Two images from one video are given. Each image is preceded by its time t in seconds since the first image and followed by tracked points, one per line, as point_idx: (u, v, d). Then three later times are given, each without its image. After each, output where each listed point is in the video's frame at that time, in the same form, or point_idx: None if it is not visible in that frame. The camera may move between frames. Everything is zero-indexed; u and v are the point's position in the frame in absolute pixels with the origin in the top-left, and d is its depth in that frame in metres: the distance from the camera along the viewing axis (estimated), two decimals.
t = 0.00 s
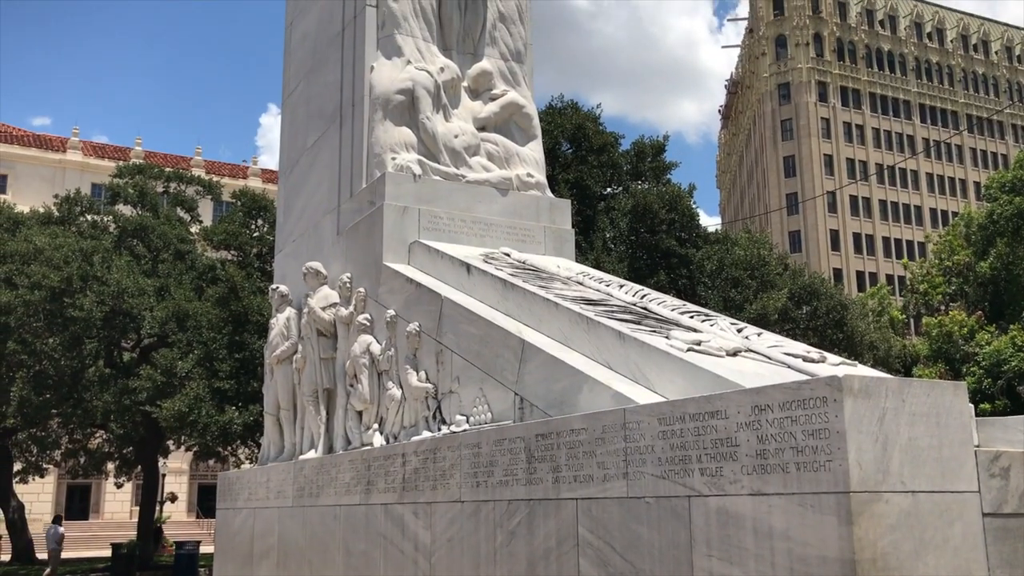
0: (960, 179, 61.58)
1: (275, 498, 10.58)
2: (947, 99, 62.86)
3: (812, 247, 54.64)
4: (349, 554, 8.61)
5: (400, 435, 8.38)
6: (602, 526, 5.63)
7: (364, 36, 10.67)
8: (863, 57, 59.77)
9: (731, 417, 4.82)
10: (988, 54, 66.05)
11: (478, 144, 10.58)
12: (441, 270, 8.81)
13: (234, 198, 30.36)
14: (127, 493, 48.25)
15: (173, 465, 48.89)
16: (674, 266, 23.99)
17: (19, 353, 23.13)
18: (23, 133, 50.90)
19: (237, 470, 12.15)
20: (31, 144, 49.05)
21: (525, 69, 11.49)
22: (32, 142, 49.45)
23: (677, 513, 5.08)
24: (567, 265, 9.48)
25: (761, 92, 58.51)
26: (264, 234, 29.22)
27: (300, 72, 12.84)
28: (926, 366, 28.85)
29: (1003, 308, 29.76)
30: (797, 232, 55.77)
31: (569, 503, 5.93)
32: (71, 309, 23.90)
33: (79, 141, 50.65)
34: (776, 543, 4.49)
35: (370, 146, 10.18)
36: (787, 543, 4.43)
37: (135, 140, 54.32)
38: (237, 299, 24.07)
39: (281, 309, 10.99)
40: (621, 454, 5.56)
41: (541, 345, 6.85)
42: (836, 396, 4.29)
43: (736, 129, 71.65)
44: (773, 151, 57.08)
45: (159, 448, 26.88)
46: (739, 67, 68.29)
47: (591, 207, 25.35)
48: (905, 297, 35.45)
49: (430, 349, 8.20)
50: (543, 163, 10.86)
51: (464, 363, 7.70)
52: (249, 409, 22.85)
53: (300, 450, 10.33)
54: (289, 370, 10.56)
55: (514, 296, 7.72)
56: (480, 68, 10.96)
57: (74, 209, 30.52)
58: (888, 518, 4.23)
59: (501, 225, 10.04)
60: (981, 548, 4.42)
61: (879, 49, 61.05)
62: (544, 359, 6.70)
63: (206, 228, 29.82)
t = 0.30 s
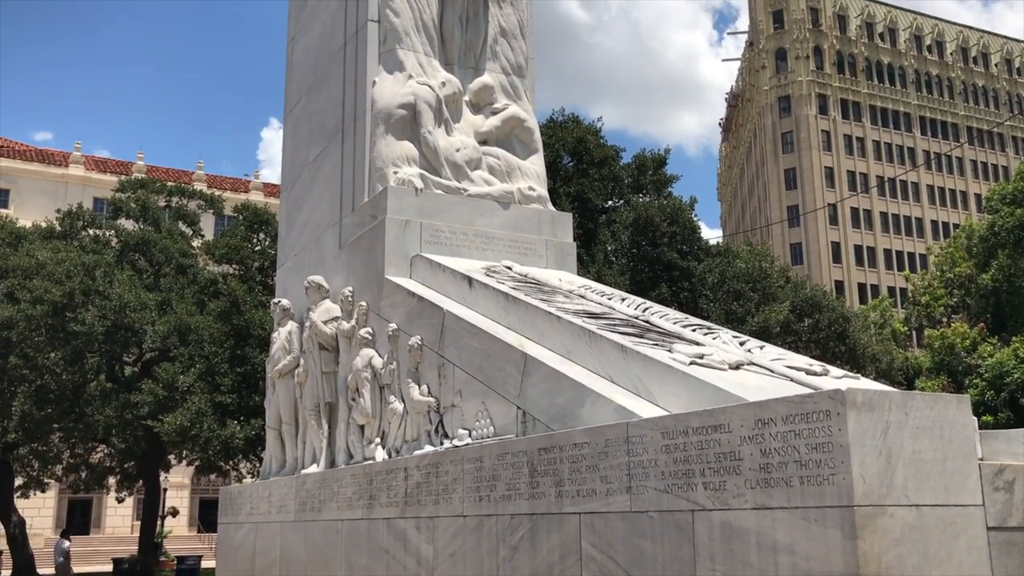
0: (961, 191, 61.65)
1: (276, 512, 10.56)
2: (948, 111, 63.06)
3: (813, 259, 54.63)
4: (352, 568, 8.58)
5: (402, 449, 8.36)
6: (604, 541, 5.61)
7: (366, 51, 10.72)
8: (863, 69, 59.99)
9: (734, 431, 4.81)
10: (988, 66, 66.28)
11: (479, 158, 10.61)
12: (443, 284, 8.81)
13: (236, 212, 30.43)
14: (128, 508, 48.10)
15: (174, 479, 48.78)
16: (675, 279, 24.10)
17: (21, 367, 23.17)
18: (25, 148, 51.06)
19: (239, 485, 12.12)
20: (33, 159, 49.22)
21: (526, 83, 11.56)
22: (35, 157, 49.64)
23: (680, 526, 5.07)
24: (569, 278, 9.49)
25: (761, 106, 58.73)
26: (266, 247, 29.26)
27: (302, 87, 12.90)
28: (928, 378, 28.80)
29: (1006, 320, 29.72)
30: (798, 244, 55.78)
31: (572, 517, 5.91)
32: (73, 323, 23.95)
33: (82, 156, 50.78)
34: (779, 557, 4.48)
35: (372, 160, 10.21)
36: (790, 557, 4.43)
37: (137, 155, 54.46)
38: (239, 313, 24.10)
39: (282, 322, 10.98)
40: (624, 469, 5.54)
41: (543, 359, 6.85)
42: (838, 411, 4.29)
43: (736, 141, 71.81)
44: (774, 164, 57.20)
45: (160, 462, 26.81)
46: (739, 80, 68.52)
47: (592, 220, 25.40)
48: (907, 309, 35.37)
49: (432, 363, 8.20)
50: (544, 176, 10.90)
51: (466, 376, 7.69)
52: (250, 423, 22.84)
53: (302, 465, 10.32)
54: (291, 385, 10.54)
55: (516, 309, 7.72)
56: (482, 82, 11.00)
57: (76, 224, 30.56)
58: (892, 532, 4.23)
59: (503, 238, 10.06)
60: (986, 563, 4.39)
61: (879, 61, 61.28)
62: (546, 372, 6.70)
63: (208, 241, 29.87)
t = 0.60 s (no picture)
0: (963, 203, 61.69)
1: (280, 527, 10.55)
2: (950, 123, 63.16)
3: (816, 272, 54.62)
4: None
5: (406, 463, 8.35)
6: (609, 555, 5.59)
7: (369, 66, 10.77)
8: (865, 82, 60.13)
9: (739, 445, 4.80)
10: (990, 78, 66.46)
11: (482, 172, 10.64)
12: (446, 297, 8.83)
13: (239, 226, 30.52)
14: (131, 522, 48.08)
15: (178, 493, 48.75)
16: (679, 292, 24.09)
17: (25, 382, 23.24)
18: (30, 163, 51.30)
19: (242, 499, 12.11)
20: (37, 174, 49.46)
21: (529, 97, 11.61)
22: (39, 171, 49.84)
23: (685, 540, 5.06)
24: (573, 291, 9.49)
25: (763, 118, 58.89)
26: (269, 262, 29.34)
27: (306, 101, 12.97)
28: (932, 390, 28.75)
29: (1010, 332, 29.67)
30: (801, 256, 55.79)
31: (577, 531, 5.90)
32: (77, 338, 24.01)
33: (86, 171, 51.02)
34: (785, 571, 4.47)
35: (375, 174, 10.25)
36: (797, 571, 4.41)
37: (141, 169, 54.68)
38: (242, 327, 24.14)
39: (286, 336, 11.00)
40: (629, 482, 5.54)
41: (547, 371, 6.85)
42: (844, 424, 4.28)
43: (739, 154, 71.97)
44: (776, 177, 57.29)
45: (164, 476, 26.80)
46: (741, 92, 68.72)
47: (595, 233, 25.41)
48: (910, 320, 35.37)
49: (436, 377, 8.19)
50: (547, 190, 10.94)
51: (470, 390, 7.69)
52: (254, 437, 22.85)
53: (306, 479, 10.31)
54: (294, 399, 10.54)
55: (520, 322, 7.72)
56: (485, 96, 11.05)
57: (80, 238, 30.63)
58: (898, 546, 4.21)
59: (506, 251, 10.08)
60: None
61: (881, 74, 61.43)
62: (550, 386, 6.70)
63: (211, 256, 29.94)
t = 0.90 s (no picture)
0: (967, 215, 61.64)
1: (284, 541, 10.52)
2: (953, 135, 63.19)
3: (820, 284, 54.55)
4: None
5: (410, 478, 8.34)
6: (614, 570, 5.57)
7: (373, 81, 10.81)
8: (868, 94, 60.24)
9: (743, 459, 4.79)
10: (993, 90, 66.55)
11: (485, 186, 10.67)
12: (450, 311, 8.84)
13: (243, 240, 30.62)
14: (135, 537, 48.02)
15: (182, 508, 48.66)
16: (683, 305, 24.04)
17: (30, 397, 23.36)
18: (35, 178, 51.54)
19: (246, 514, 12.09)
20: (42, 189, 49.69)
21: (532, 111, 11.64)
22: (44, 187, 50.09)
23: (690, 555, 5.04)
24: (576, 305, 9.49)
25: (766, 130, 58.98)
26: (273, 276, 29.40)
27: (310, 116, 13.01)
28: (938, 403, 28.64)
29: (1016, 343, 29.56)
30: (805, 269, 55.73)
31: (581, 545, 5.88)
32: (81, 352, 24.10)
33: (91, 186, 51.21)
34: None
35: (379, 189, 10.28)
36: None
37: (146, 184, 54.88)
38: (246, 341, 24.18)
39: (290, 350, 10.99)
40: (633, 496, 5.52)
41: (551, 386, 6.85)
42: (848, 437, 4.27)
43: (742, 167, 72.05)
44: (780, 189, 57.33)
45: (168, 491, 26.77)
46: (743, 105, 68.89)
47: (599, 246, 25.39)
48: (915, 332, 35.30)
49: (440, 391, 8.19)
50: (551, 204, 10.95)
51: (474, 405, 7.68)
52: (258, 451, 22.82)
53: (309, 493, 10.29)
54: (298, 414, 10.54)
55: (524, 336, 7.72)
56: (488, 111, 11.10)
57: (85, 253, 30.73)
58: (904, 560, 4.19)
59: (509, 265, 10.09)
60: None
61: (883, 86, 61.54)
62: (553, 400, 6.69)
63: (216, 270, 29.99)
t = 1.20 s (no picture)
0: (969, 227, 61.67)
1: (286, 557, 10.48)
2: (954, 147, 63.29)
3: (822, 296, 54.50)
4: None
5: (412, 492, 8.32)
6: None
7: (374, 95, 10.83)
8: (869, 107, 60.40)
9: (746, 473, 4.77)
10: (993, 103, 66.74)
11: (487, 200, 10.69)
12: (452, 326, 8.84)
13: (245, 254, 30.67)
14: (137, 553, 47.85)
15: (183, 523, 48.49)
16: (685, 318, 24.04)
17: (31, 413, 23.35)
18: (38, 193, 51.67)
19: (248, 529, 12.04)
20: (45, 205, 49.82)
21: (533, 125, 11.69)
22: (47, 202, 50.26)
23: (693, 570, 5.01)
24: (578, 319, 9.49)
25: (767, 144, 59.10)
26: (275, 290, 29.42)
27: (312, 131, 13.06)
28: (941, 416, 28.54)
29: (1019, 355, 29.48)
30: (807, 281, 55.71)
31: (584, 560, 5.85)
32: (83, 367, 24.11)
33: (93, 201, 51.34)
34: None
35: (381, 203, 10.30)
36: None
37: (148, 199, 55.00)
38: (248, 355, 24.17)
39: (292, 365, 10.98)
40: (636, 511, 5.50)
41: (553, 400, 6.83)
42: (850, 451, 4.26)
43: (743, 180, 72.14)
44: (781, 202, 57.39)
45: (170, 506, 26.69)
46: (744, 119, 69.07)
47: (600, 259, 25.38)
48: (918, 345, 35.26)
49: (442, 406, 8.18)
50: (552, 218, 10.98)
51: (476, 419, 7.67)
52: (259, 466, 22.78)
53: (311, 508, 10.25)
54: (300, 428, 10.51)
55: (525, 350, 7.72)
56: (489, 125, 11.14)
57: (87, 268, 30.79)
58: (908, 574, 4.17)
59: (511, 278, 10.09)
60: None
61: (884, 99, 61.70)
62: (555, 414, 6.69)
63: (217, 284, 30.01)
